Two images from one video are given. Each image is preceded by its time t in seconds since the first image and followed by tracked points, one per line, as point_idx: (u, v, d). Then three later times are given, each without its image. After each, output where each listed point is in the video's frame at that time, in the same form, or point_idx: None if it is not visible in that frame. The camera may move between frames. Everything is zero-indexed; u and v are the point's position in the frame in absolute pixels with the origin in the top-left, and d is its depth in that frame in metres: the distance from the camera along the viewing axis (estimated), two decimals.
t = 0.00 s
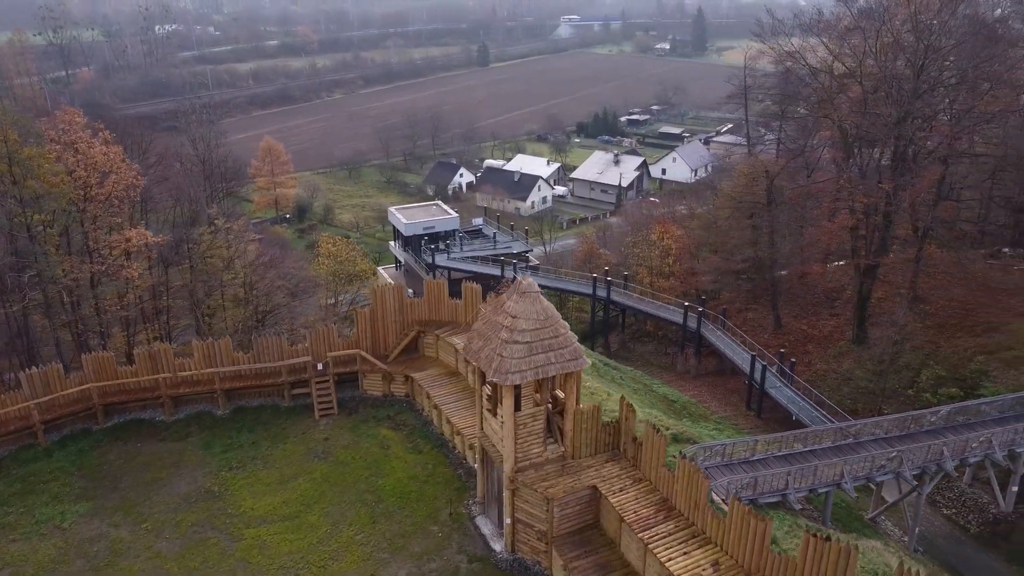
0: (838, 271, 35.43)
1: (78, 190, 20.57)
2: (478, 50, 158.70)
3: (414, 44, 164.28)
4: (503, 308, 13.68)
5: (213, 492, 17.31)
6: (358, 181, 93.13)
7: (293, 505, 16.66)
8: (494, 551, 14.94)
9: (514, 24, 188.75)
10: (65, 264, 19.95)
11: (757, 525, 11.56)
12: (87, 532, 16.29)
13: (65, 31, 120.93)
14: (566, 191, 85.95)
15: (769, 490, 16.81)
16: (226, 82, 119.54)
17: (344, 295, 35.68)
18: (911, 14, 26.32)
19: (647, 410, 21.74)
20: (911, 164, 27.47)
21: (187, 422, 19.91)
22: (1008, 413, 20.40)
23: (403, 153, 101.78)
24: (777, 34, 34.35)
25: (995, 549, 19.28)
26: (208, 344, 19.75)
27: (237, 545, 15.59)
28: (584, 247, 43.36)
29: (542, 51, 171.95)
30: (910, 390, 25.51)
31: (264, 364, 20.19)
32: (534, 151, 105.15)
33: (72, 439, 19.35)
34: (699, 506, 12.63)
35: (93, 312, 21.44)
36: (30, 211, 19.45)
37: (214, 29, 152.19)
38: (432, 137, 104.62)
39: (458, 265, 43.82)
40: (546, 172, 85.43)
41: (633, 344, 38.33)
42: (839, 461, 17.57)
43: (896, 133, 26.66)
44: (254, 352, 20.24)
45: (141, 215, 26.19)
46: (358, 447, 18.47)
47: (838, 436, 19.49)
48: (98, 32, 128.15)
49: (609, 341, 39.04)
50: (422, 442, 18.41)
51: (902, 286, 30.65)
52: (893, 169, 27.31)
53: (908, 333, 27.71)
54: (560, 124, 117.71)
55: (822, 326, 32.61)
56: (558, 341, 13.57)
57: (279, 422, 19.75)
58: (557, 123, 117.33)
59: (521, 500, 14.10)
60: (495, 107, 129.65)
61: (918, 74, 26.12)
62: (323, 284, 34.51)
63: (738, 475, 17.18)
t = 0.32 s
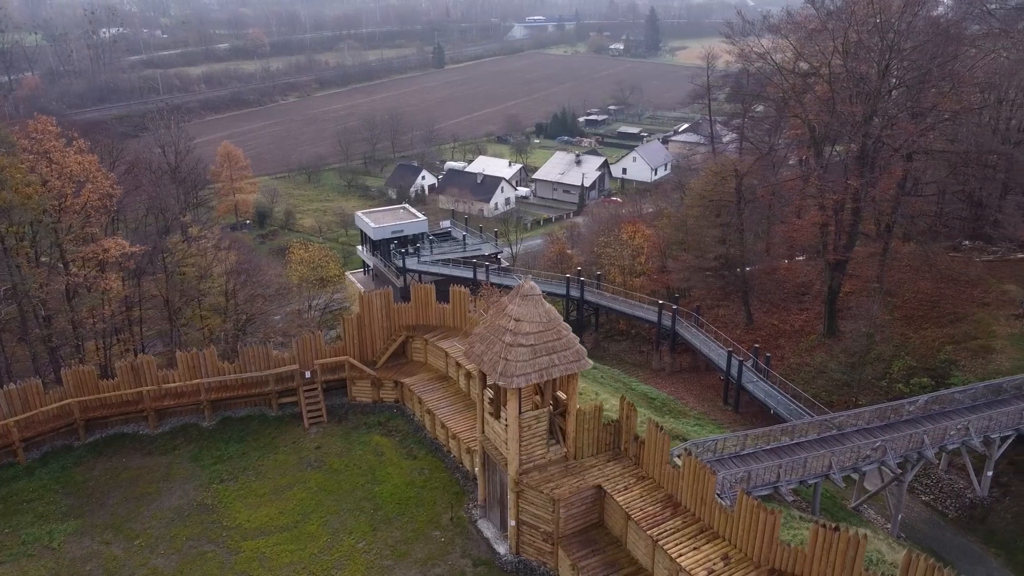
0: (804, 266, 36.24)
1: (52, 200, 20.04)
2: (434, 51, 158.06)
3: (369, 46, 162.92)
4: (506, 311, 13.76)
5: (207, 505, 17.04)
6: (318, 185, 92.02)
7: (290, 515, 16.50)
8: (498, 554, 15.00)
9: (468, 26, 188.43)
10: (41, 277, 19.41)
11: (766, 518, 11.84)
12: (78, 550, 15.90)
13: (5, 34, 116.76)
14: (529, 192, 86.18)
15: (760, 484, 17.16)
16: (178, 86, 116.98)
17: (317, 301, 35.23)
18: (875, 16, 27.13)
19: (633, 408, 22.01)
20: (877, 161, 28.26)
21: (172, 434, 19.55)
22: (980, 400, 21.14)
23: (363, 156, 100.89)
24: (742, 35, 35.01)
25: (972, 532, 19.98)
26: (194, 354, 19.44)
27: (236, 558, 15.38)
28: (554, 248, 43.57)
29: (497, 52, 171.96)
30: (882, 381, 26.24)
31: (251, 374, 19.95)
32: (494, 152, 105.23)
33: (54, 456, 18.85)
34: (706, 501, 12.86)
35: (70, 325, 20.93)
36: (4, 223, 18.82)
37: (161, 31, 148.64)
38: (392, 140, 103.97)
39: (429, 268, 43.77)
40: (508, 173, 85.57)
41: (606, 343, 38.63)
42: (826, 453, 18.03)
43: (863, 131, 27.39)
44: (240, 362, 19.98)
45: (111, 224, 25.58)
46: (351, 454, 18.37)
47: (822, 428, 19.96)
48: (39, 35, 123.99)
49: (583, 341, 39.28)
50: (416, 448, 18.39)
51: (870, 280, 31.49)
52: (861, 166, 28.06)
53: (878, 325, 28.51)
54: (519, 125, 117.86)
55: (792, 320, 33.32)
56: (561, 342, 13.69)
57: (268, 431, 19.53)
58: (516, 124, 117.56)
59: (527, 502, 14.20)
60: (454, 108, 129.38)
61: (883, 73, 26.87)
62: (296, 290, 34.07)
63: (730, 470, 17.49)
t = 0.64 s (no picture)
0: (772, 263, 36.91)
1: (26, 212, 19.39)
2: (388, 53, 156.89)
3: (322, 48, 160.96)
4: (508, 315, 13.83)
5: (200, 519, 16.77)
6: (276, 190, 90.64)
7: (288, 525, 16.33)
8: (502, 556, 15.05)
9: (422, 27, 187.43)
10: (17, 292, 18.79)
11: (774, 511, 12.11)
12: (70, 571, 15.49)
13: None
14: (491, 193, 86.18)
15: (752, 477, 17.50)
16: (126, 90, 114.03)
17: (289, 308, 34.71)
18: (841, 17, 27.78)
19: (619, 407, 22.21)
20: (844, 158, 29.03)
21: (158, 448, 19.17)
22: (953, 389, 21.88)
23: (321, 159, 99.70)
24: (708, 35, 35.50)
25: (951, 518, 20.63)
26: (178, 366, 19.07)
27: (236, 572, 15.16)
28: (525, 248, 43.65)
29: (453, 53, 171.36)
30: (855, 373, 26.93)
31: (237, 384, 19.66)
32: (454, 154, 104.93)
33: (35, 475, 18.31)
34: (712, 497, 13.10)
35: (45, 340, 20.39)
36: None
37: (106, 34, 144.64)
38: (350, 142, 102.97)
39: (399, 272, 43.50)
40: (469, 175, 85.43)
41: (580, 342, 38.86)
42: (813, 445, 18.45)
43: (832, 129, 28.09)
44: (226, 372, 19.66)
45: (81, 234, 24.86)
46: (345, 462, 18.24)
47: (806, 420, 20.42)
48: None
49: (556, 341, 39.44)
50: (410, 454, 18.36)
51: (837, 275, 32.29)
52: (829, 164, 28.78)
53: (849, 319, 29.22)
54: (478, 126, 117.79)
55: (763, 316, 33.97)
56: (564, 344, 13.80)
57: (257, 442, 19.27)
58: (474, 125, 117.42)
59: (532, 503, 14.29)
60: (411, 110, 128.68)
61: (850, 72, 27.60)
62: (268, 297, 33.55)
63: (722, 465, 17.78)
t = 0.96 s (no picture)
0: (744, 261, 37.55)
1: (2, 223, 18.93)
2: (346, 55, 155.47)
3: (278, 51, 158.79)
4: (510, 318, 13.87)
5: (195, 532, 16.50)
6: (237, 194, 89.20)
7: (286, 535, 16.16)
8: (506, 559, 15.11)
9: (379, 29, 186.11)
10: None
11: (780, 505, 12.36)
12: None
13: None
14: (456, 194, 85.96)
15: (744, 472, 17.80)
16: (78, 94, 111.06)
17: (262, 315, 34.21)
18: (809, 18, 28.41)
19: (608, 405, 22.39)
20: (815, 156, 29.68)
21: (145, 461, 18.79)
22: (929, 379, 22.51)
23: (282, 163, 98.41)
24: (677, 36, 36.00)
25: (932, 505, 21.19)
26: (164, 377, 18.72)
27: None
28: (498, 250, 43.68)
29: (411, 54, 170.41)
30: (832, 366, 27.52)
31: (225, 394, 19.36)
32: (417, 155, 104.46)
33: (18, 493, 17.82)
34: (716, 492, 13.30)
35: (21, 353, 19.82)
36: None
37: (53, 37, 140.64)
38: (311, 146, 101.84)
39: (372, 276, 43.09)
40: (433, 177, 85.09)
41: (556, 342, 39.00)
42: (801, 438, 18.82)
43: (802, 128, 28.72)
44: (213, 382, 19.34)
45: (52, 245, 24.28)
46: (339, 470, 18.10)
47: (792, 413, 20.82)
48: None
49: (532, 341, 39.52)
50: (405, 459, 18.31)
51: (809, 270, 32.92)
52: (801, 162, 29.39)
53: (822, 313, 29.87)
54: (440, 127, 117.38)
55: (738, 312, 34.50)
56: (566, 346, 13.90)
57: (248, 451, 19.02)
58: (436, 127, 116.97)
59: (537, 504, 14.37)
60: (372, 112, 127.74)
61: (820, 72, 28.24)
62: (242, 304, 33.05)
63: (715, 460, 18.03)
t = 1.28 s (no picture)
0: (712, 257, 38.15)
1: None
2: (296, 56, 153.26)
3: (226, 53, 155.77)
4: (512, 321, 13.96)
5: (189, 546, 16.21)
6: (191, 200, 87.31)
7: (284, 546, 15.99)
8: (510, 560, 15.18)
9: (329, 30, 183.87)
10: None
11: (784, 496, 12.68)
12: None
13: None
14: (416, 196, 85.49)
15: (734, 466, 18.12)
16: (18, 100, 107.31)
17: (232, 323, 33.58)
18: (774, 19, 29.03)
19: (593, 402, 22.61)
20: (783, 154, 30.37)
21: (130, 476, 18.36)
22: (901, 368, 23.24)
23: (236, 168, 96.65)
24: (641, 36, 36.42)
25: (908, 491, 21.87)
26: (148, 390, 18.30)
27: None
28: (467, 252, 43.61)
29: (363, 55, 168.75)
30: (804, 358, 28.19)
31: (210, 405, 19.02)
32: (375, 158, 103.60)
33: None
34: (719, 487, 13.57)
35: None
36: None
37: None
38: (266, 149, 100.22)
39: (340, 280, 42.24)
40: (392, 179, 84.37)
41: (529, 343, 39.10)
42: (786, 431, 19.23)
43: (770, 127, 29.35)
44: (198, 394, 18.99)
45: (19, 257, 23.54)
46: (332, 478, 17.96)
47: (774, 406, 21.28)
48: None
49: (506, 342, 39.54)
50: (399, 465, 18.28)
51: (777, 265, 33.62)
52: (769, 159, 30.05)
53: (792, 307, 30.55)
54: (396, 129, 116.64)
55: (708, 308, 35.05)
56: (567, 347, 14.04)
57: (237, 463, 18.75)
58: (393, 128, 116.22)
59: (541, 505, 14.49)
60: (326, 114, 126.30)
61: (786, 71, 28.92)
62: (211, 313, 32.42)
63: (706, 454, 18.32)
